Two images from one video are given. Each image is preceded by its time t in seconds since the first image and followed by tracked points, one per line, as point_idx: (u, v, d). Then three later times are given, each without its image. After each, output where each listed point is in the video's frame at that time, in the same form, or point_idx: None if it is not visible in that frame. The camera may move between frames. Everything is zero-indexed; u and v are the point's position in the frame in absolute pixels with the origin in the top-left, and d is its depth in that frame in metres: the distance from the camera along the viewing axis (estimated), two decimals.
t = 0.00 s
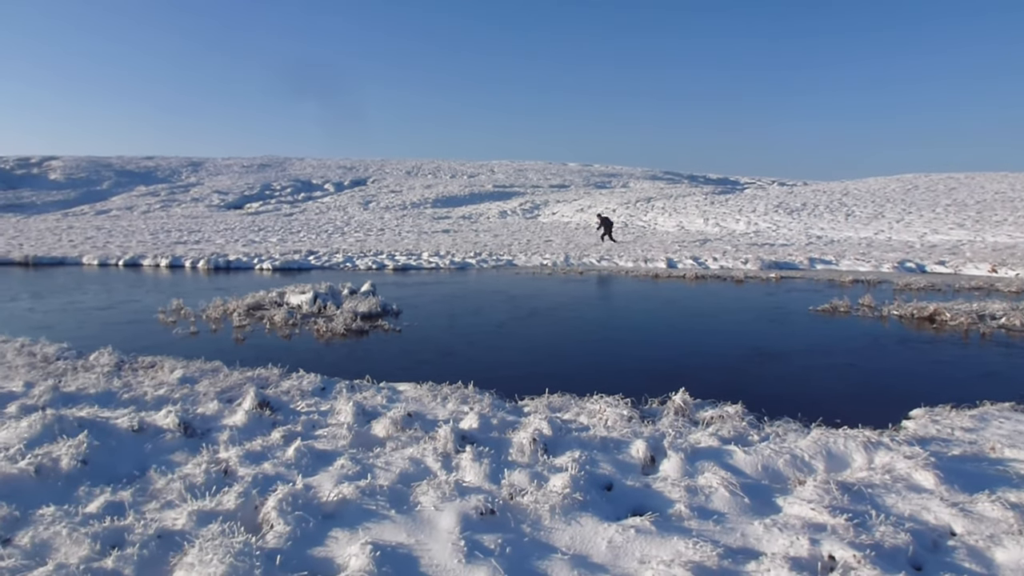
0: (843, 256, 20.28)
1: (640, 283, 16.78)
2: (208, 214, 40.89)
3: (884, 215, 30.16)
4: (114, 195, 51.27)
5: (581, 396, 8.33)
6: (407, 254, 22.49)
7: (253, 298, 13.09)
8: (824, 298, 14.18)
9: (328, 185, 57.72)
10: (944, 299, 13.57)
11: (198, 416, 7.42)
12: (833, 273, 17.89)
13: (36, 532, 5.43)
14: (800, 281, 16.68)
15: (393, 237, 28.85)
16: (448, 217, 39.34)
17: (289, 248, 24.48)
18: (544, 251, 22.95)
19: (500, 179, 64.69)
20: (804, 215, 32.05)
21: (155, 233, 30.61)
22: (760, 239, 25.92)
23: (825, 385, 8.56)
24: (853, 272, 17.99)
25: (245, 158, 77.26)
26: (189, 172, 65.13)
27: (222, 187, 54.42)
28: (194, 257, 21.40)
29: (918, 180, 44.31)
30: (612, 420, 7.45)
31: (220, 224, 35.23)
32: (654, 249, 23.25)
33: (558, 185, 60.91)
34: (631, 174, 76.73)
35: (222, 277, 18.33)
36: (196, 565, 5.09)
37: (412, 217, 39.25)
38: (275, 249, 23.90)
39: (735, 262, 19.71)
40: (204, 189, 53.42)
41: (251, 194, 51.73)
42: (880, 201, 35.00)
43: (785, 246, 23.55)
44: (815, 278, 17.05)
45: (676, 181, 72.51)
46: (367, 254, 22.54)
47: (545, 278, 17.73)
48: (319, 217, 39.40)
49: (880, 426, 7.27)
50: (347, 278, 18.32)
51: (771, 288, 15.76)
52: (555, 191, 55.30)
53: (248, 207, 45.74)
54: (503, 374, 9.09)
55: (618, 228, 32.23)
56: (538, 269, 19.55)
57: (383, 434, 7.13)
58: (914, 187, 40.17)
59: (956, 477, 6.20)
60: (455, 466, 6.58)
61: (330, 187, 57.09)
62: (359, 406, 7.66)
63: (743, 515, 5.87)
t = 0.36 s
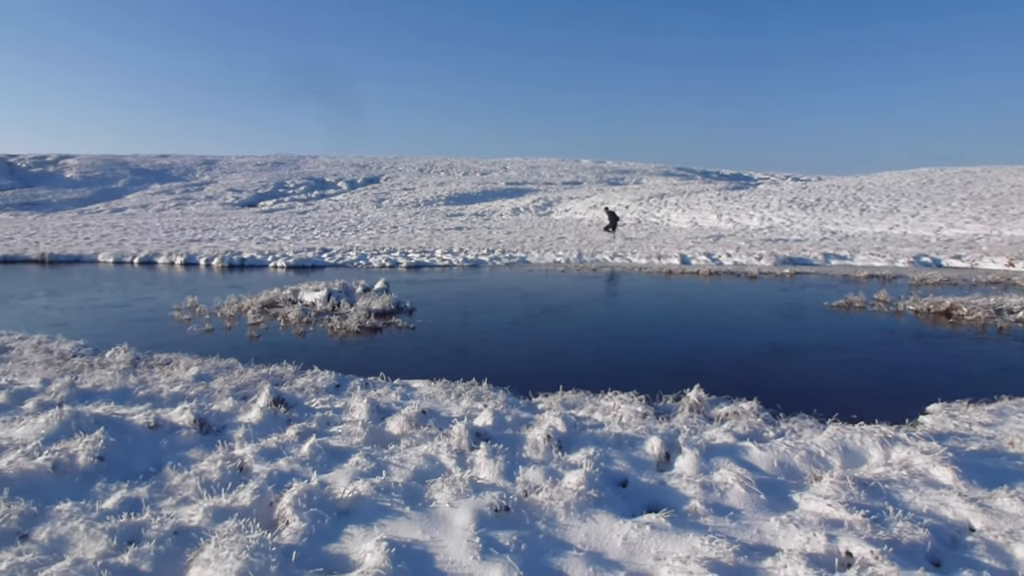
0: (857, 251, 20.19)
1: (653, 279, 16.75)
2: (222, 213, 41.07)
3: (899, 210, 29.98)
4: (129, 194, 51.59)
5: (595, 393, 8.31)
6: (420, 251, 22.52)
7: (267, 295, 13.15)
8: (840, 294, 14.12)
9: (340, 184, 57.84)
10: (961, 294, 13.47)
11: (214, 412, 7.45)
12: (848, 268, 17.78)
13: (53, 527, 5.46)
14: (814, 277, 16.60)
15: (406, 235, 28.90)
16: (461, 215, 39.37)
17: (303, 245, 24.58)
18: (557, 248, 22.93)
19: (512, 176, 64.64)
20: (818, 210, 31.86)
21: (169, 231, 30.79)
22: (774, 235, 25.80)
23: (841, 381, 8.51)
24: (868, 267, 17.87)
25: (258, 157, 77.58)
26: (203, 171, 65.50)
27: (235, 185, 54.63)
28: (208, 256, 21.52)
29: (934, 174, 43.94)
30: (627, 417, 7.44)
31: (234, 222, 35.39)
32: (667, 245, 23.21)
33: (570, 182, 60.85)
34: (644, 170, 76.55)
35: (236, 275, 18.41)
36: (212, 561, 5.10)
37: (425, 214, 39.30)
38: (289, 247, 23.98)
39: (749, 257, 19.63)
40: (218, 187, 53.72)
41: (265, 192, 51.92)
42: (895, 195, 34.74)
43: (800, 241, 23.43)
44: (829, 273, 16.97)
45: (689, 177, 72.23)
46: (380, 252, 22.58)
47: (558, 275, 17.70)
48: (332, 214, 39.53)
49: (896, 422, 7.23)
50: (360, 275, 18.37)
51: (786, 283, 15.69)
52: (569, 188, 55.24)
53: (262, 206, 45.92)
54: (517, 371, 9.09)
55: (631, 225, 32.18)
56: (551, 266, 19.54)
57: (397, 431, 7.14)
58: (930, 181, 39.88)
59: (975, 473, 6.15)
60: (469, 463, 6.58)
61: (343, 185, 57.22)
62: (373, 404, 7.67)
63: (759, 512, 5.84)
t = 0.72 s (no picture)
0: (870, 254, 20.12)
1: (665, 281, 16.73)
2: (234, 211, 41.24)
3: (912, 213, 29.84)
4: (142, 192, 51.88)
5: (606, 394, 8.31)
6: (432, 251, 22.55)
7: (279, 294, 13.20)
8: (852, 297, 14.07)
9: (353, 183, 57.98)
10: (973, 298, 13.41)
11: (225, 411, 7.48)
12: (861, 271, 17.72)
13: (66, 524, 5.50)
14: (826, 279, 16.55)
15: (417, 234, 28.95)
16: (473, 215, 39.42)
17: (315, 244, 24.66)
18: (568, 249, 22.94)
19: (524, 176, 64.63)
20: (831, 212, 31.73)
21: (182, 229, 30.94)
22: (787, 237, 25.73)
23: (852, 384, 8.48)
24: (881, 270, 17.80)
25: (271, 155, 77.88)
26: (215, 168, 65.74)
27: (248, 184, 54.88)
28: (220, 254, 21.62)
29: (948, 177, 43.69)
30: (637, 418, 7.44)
31: (247, 220, 35.55)
32: (679, 246, 23.18)
33: (582, 183, 60.82)
34: (656, 171, 76.37)
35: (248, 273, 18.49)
36: (223, 559, 5.12)
37: (437, 214, 39.36)
38: (301, 246, 24.07)
39: (762, 260, 19.59)
40: (230, 185, 53.94)
41: (277, 191, 52.09)
42: (909, 198, 34.56)
43: (812, 243, 23.35)
44: (842, 276, 16.92)
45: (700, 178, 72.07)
46: (391, 251, 22.62)
47: (569, 275, 17.70)
48: (345, 213, 39.64)
49: (908, 425, 7.21)
50: (371, 274, 18.42)
51: (798, 286, 15.65)
52: (580, 188, 55.17)
53: (274, 204, 46.08)
54: (528, 372, 9.09)
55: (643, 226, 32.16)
56: (563, 266, 19.55)
57: (408, 430, 7.15)
58: (944, 184, 39.64)
59: (987, 477, 6.13)
60: (479, 463, 6.60)
61: (355, 184, 57.35)
62: (384, 403, 7.69)
63: (770, 514, 5.83)
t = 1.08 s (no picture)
0: (882, 255, 20.05)
1: (675, 281, 16.71)
2: (245, 210, 41.37)
3: (924, 214, 29.70)
4: (154, 191, 52.08)
5: (616, 395, 8.31)
6: (442, 251, 22.57)
7: (290, 293, 13.24)
8: (864, 298, 14.01)
9: (364, 183, 58.08)
10: (986, 299, 13.33)
11: (236, 409, 7.51)
12: (873, 272, 17.66)
13: (78, 521, 5.52)
14: (837, 280, 16.49)
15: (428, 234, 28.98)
16: (484, 215, 39.46)
17: (325, 244, 24.73)
18: (579, 249, 22.94)
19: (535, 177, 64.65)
20: (843, 213, 31.61)
21: (193, 228, 31.06)
22: (798, 238, 25.65)
23: (863, 385, 8.45)
24: (893, 272, 17.73)
25: (281, 155, 78.15)
26: (226, 168, 65.98)
27: (259, 183, 55.04)
28: (231, 253, 21.71)
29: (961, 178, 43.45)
30: (648, 419, 7.42)
31: (259, 220, 35.66)
32: (690, 247, 23.14)
33: (592, 183, 60.75)
34: (666, 172, 76.26)
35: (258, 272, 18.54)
36: (233, 558, 5.13)
37: (447, 214, 39.40)
38: (312, 245, 24.13)
39: (773, 261, 19.53)
40: (241, 185, 54.12)
41: (289, 190, 52.28)
42: (921, 199, 34.38)
43: (824, 245, 23.27)
44: (853, 277, 16.86)
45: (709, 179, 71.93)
46: (401, 251, 22.66)
47: (579, 276, 17.70)
48: (356, 213, 39.69)
49: (920, 427, 7.17)
50: (382, 274, 18.44)
51: (809, 287, 15.61)
52: (591, 189, 55.15)
53: (285, 203, 46.21)
54: (538, 372, 9.09)
55: (654, 227, 32.13)
56: (573, 267, 19.54)
57: (418, 430, 7.16)
58: (956, 186, 39.43)
59: (1001, 480, 6.09)
60: (489, 463, 6.60)
61: (365, 184, 57.43)
62: (395, 403, 7.70)
63: (781, 516, 5.81)
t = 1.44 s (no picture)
0: (893, 256, 19.97)
1: (685, 282, 16.69)
2: (256, 212, 41.55)
3: (936, 215, 29.54)
4: (166, 193, 52.39)
5: (625, 396, 8.30)
6: (451, 252, 22.61)
7: (300, 295, 13.28)
8: (874, 299, 13.97)
9: (374, 184, 58.22)
10: (999, 301, 13.25)
11: (246, 411, 7.54)
12: (884, 273, 17.59)
13: (89, 522, 5.54)
14: (848, 282, 16.43)
15: (437, 236, 29.03)
16: (493, 216, 39.50)
17: (335, 245, 24.81)
18: (588, 250, 22.93)
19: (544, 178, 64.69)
20: (854, 214, 31.49)
21: (204, 230, 31.22)
22: (809, 239, 25.57)
23: (874, 387, 8.42)
24: (905, 273, 17.65)
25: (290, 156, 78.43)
26: (237, 170, 66.27)
27: (269, 185, 55.24)
28: (241, 254, 21.81)
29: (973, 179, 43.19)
30: (657, 421, 7.41)
31: (269, 221, 35.81)
32: (700, 248, 23.11)
33: (602, 184, 60.72)
34: (675, 173, 76.12)
35: (269, 274, 18.62)
36: (244, 559, 5.14)
37: (457, 215, 39.46)
38: (322, 247, 24.20)
39: (783, 261, 19.47)
40: (251, 187, 54.37)
41: (299, 192, 52.50)
42: (933, 200, 34.20)
43: (835, 246, 23.17)
44: (864, 278, 16.79)
45: (718, 180, 71.77)
46: (410, 252, 22.71)
47: (588, 277, 17.70)
48: (365, 215, 39.81)
49: (931, 430, 7.14)
50: (391, 276, 18.47)
51: (820, 288, 15.56)
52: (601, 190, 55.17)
53: (295, 205, 46.40)
54: (547, 374, 9.09)
55: (663, 228, 32.11)
56: (582, 268, 19.54)
57: (428, 432, 7.17)
58: (968, 186, 39.20)
59: (1015, 483, 6.04)
60: (499, 465, 6.60)
61: (375, 185, 57.57)
62: (404, 404, 7.71)
63: (792, 519, 5.79)
